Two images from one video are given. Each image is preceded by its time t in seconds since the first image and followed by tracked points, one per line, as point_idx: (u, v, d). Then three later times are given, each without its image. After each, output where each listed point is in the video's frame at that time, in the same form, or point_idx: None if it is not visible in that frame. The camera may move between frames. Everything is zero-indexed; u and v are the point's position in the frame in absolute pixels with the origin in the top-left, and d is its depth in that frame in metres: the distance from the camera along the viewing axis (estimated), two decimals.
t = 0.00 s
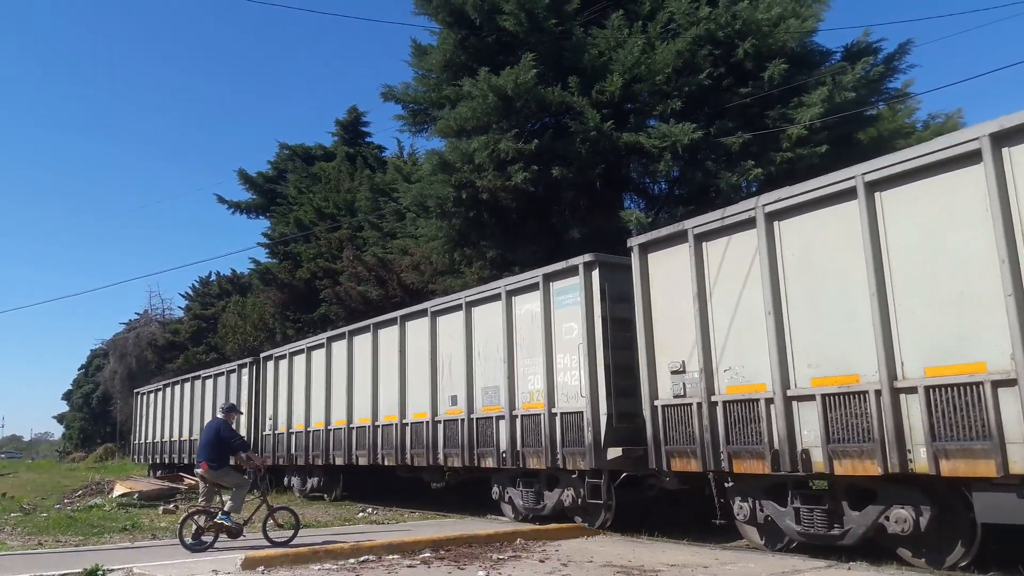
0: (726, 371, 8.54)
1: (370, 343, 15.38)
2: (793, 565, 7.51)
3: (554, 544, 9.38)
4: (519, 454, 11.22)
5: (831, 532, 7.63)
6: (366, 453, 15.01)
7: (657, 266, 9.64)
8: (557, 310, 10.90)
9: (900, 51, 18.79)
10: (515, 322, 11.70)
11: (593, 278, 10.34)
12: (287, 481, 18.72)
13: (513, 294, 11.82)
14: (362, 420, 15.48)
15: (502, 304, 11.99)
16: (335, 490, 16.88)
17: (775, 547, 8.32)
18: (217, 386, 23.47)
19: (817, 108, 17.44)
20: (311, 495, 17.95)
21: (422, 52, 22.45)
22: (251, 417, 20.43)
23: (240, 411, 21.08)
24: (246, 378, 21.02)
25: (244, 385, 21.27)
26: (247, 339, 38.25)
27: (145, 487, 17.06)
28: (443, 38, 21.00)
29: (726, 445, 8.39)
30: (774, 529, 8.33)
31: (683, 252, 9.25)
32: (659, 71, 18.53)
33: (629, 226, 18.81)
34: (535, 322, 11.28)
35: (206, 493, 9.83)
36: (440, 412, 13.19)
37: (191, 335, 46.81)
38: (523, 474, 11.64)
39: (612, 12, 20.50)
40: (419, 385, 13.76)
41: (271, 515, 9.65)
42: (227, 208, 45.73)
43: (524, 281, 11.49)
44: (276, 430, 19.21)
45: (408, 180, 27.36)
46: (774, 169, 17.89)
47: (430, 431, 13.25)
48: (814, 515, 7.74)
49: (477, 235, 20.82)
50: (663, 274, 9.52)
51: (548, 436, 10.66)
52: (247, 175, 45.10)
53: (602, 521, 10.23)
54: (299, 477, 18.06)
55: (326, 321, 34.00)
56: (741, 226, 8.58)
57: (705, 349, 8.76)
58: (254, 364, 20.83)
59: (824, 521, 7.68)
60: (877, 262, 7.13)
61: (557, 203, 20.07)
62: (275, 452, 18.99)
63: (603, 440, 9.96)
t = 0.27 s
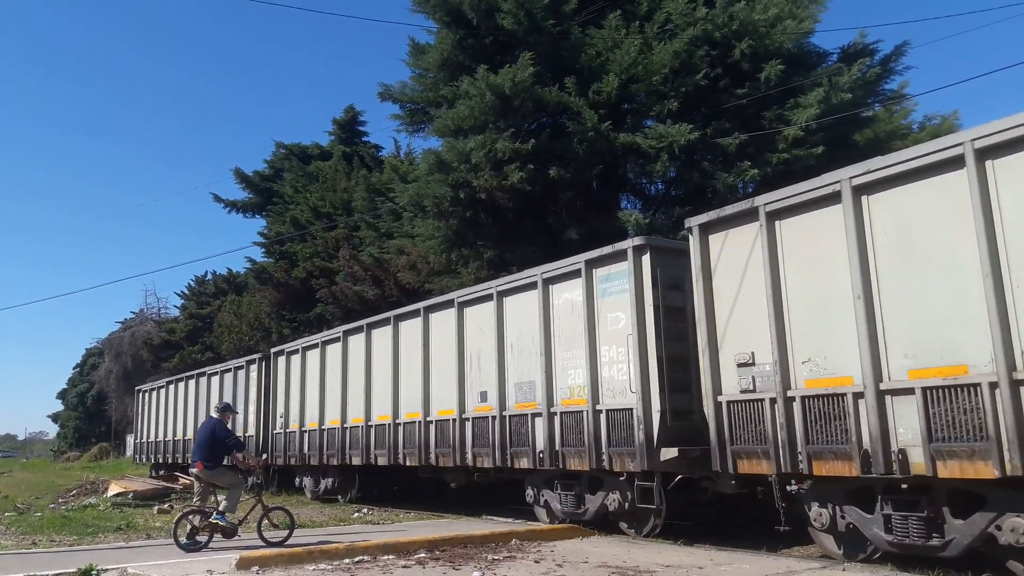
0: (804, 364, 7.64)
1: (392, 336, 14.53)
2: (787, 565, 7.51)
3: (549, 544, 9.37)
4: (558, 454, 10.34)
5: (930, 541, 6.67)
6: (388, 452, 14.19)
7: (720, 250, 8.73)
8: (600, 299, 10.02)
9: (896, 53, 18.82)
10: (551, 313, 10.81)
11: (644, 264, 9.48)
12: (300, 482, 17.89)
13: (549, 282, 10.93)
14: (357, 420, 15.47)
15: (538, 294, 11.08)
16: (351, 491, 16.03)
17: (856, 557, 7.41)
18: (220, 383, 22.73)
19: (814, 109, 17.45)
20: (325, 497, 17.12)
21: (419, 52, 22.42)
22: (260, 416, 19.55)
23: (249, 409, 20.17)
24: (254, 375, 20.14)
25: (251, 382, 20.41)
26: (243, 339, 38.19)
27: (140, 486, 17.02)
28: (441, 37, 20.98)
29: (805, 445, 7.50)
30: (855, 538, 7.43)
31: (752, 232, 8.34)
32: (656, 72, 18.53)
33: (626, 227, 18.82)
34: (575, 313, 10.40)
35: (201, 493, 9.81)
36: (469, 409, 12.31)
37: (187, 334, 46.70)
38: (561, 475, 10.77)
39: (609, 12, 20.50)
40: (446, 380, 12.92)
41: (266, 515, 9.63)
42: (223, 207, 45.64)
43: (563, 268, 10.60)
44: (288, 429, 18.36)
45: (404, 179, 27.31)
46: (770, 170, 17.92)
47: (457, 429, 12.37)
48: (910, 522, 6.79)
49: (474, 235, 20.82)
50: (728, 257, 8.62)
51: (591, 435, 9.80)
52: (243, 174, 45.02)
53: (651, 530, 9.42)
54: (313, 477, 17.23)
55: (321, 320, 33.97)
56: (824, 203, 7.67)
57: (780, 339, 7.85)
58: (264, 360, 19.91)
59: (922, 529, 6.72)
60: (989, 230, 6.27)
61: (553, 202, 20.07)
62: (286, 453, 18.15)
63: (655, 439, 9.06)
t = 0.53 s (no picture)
0: (899, 354, 6.90)
1: (413, 329, 13.73)
2: (783, 565, 7.53)
3: (546, 544, 9.39)
4: (605, 454, 9.62)
5: None
6: (410, 453, 13.38)
7: (795, 230, 7.94)
8: (652, 286, 9.32)
9: (891, 54, 18.88)
10: (595, 303, 10.08)
11: (704, 246, 8.80)
12: (312, 484, 17.07)
13: (592, 269, 10.18)
14: (352, 420, 15.47)
15: (580, 281, 10.34)
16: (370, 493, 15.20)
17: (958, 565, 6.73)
18: (224, 380, 21.95)
19: (809, 110, 17.50)
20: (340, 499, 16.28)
21: (415, 52, 22.41)
22: (270, 415, 18.63)
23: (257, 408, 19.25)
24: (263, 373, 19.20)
25: (257, 380, 19.53)
26: (238, 339, 38.14)
27: (136, 487, 17.00)
28: (438, 38, 20.99)
29: (902, 444, 6.76)
30: (956, 546, 6.75)
31: (836, 210, 7.57)
32: (653, 72, 18.57)
33: (623, 227, 18.86)
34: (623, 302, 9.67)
35: (197, 493, 9.80)
36: (500, 406, 11.53)
37: (182, 335, 46.62)
38: (607, 476, 10.10)
39: (606, 13, 20.53)
40: (474, 375, 12.11)
41: (262, 515, 9.63)
42: (218, 207, 45.58)
43: (609, 254, 9.87)
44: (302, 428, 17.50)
45: (400, 180, 27.31)
46: (766, 171, 17.95)
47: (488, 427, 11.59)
48: None
49: (470, 235, 20.82)
50: (803, 238, 7.86)
51: (646, 433, 9.09)
52: (239, 175, 44.97)
53: (715, 534, 8.77)
54: (326, 478, 16.39)
55: (317, 321, 33.95)
56: (919, 175, 6.94)
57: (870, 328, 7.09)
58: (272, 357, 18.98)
59: None
60: None
61: (550, 203, 20.08)
62: (299, 454, 17.31)
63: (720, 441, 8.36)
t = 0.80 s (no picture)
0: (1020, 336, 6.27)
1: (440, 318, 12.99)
2: (779, 561, 7.54)
3: (542, 540, 9.40)
4: (661, 451, 8.87)
5: None
6: (437, 450, 12.65)
7: (890, 199, 7.29)
8: (716, 266, 8.57)
9: (887, 51, 18.91)
10: (649, 286, 9.33)
11: (779, 221, 8.05)
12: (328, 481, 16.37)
13: (645, 250, 9.43)
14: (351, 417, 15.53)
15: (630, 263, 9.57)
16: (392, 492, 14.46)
17: None
18: (230, 374, 21.28)
19: (805, 107, 17.52)
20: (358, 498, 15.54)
21: (411, 49, 22.36)
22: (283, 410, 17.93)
23: (269, 402, 18.56)
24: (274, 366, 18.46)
25: (268, 374, 18.83)
26: (234, 336, 38.07)
27: (131, 484, 16.98)
28: (434, 35, 20.95)
29: None
30: None
31: (938, 177, 6.92)
32: (649, 69, 18.56)
33: (620, 224, 18.89)
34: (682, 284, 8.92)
35: (192, 490, 9.77)
36: (539, 399, 10.77)
37: (178, 332, 46.52)
38: (660, 474, 9.37)
39: (602, 10, 20.52)
40: (509, 366, 11.36)
41: (258, 512, 9.63)
42: (214, 204, 45.48)
43: (666, 233, 9.11)
44: (318, 424, 16.84)
45: (396, 177, 27.27)
46: (762, 168, 17.96)
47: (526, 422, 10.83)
48: None
49: (467, 232, 20.80)
50: (901, 210, 7.19)
51: (709, 427, 8.35)
52: (235, 171, 44.88)
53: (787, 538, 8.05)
54: (344, 476, 15.66)
55: (314, 318, 33.95)
56: None
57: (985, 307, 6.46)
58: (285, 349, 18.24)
59: None
60: None
61: (547, 200, 20.07)
62: (316, 451, 16.64)
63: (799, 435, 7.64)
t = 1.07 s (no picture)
0: None
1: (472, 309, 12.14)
2: (777, 560, 7.54)
3: (540, 539, 9.40)
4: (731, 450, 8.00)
5: None
6: (469, 449, 11.79)
7: (1004, 165, 6.42)
8: (795, 246, 7.68)
9: (886, 50, 18.91)
10: (716, 270, 8.44)
11: (870, 193, 7.18)
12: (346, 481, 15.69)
13: (710, 229, 8.54)
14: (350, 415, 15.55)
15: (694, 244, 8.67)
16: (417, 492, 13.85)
17: None
18: (242, 369, 20.58)
19: (804, 106, 17.51)
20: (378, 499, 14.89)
21: (410, 48, 22.34)
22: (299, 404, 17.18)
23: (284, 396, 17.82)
24: (289, 360, 17.73)
25: (282, 368, 18.11)
26: (233, 335, 38.04)
27: (130, 483, 16.98)
28: (434, 34, 20.94)
29: None
30: None
31: None
32: (648, 68, 18.56)
33: (619, 223, 18.91)
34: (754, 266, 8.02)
35: (192, 488, 9.76)
36: (586, 394, 9.89)
37: (176, 330, 46.50)
38: (725, 475, 8.50)
39: (601, 9, 20.51)
40: (551, 359, 10.49)
41: (257, 511, 9.64)
42: (212, 203, 45.46)
43: (735, 211, 8.23)
44: (336, 422, 16.07)
45: (395, 176, 27.25)
46: (761, 167, 17.98)
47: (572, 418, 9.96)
48: None
49: (466, 231, 20.78)
50: (1018, 176, 6.32)
51: (790, 424, 7.45)
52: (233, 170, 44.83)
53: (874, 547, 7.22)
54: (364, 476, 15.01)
55: (312, 316, 33.94)
56: None
57: None
58: (302, 342, 17.51)
59: None
60: None
61: (546, 199, 20.06)
62: (334, 448, 15.91)
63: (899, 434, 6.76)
